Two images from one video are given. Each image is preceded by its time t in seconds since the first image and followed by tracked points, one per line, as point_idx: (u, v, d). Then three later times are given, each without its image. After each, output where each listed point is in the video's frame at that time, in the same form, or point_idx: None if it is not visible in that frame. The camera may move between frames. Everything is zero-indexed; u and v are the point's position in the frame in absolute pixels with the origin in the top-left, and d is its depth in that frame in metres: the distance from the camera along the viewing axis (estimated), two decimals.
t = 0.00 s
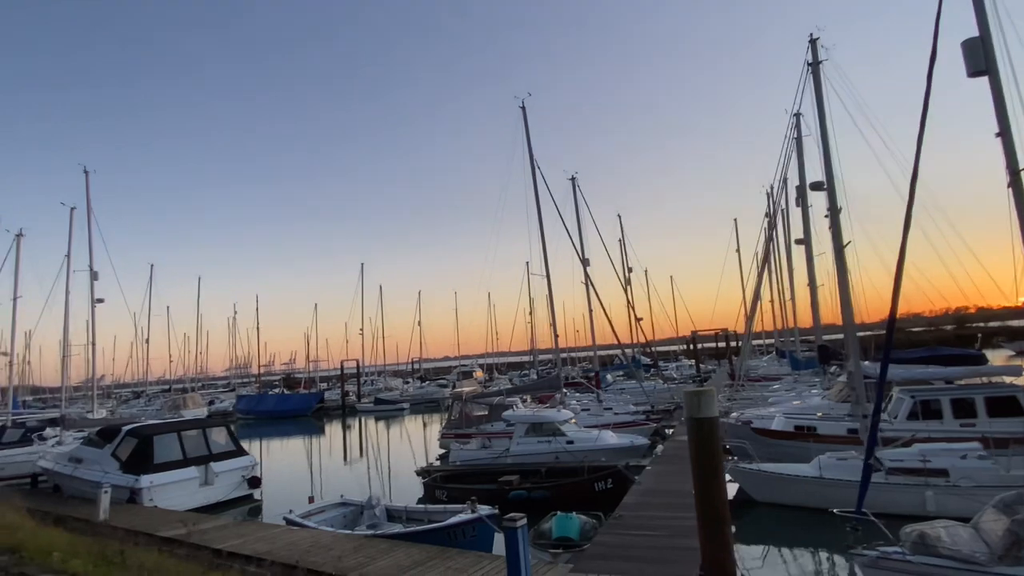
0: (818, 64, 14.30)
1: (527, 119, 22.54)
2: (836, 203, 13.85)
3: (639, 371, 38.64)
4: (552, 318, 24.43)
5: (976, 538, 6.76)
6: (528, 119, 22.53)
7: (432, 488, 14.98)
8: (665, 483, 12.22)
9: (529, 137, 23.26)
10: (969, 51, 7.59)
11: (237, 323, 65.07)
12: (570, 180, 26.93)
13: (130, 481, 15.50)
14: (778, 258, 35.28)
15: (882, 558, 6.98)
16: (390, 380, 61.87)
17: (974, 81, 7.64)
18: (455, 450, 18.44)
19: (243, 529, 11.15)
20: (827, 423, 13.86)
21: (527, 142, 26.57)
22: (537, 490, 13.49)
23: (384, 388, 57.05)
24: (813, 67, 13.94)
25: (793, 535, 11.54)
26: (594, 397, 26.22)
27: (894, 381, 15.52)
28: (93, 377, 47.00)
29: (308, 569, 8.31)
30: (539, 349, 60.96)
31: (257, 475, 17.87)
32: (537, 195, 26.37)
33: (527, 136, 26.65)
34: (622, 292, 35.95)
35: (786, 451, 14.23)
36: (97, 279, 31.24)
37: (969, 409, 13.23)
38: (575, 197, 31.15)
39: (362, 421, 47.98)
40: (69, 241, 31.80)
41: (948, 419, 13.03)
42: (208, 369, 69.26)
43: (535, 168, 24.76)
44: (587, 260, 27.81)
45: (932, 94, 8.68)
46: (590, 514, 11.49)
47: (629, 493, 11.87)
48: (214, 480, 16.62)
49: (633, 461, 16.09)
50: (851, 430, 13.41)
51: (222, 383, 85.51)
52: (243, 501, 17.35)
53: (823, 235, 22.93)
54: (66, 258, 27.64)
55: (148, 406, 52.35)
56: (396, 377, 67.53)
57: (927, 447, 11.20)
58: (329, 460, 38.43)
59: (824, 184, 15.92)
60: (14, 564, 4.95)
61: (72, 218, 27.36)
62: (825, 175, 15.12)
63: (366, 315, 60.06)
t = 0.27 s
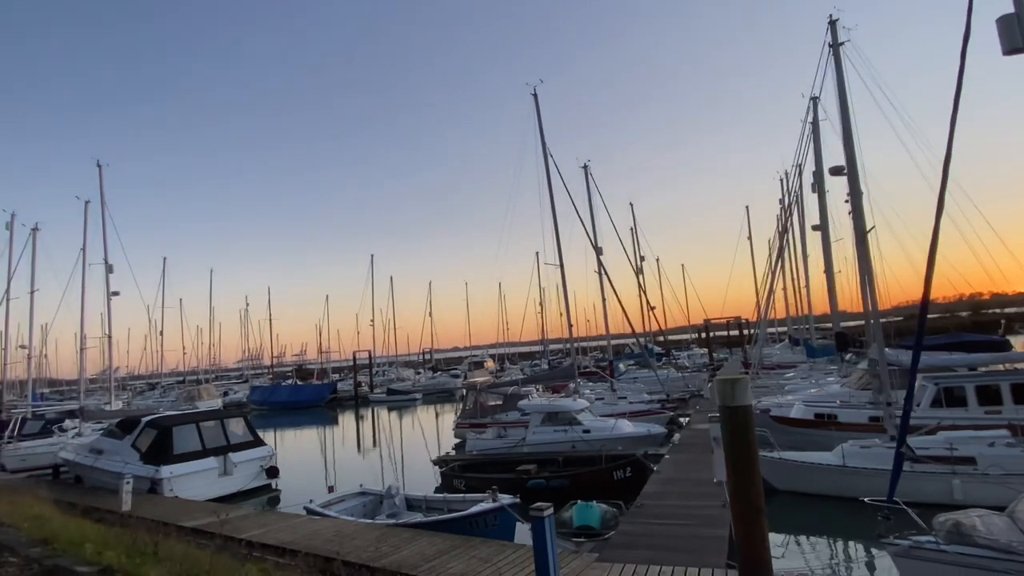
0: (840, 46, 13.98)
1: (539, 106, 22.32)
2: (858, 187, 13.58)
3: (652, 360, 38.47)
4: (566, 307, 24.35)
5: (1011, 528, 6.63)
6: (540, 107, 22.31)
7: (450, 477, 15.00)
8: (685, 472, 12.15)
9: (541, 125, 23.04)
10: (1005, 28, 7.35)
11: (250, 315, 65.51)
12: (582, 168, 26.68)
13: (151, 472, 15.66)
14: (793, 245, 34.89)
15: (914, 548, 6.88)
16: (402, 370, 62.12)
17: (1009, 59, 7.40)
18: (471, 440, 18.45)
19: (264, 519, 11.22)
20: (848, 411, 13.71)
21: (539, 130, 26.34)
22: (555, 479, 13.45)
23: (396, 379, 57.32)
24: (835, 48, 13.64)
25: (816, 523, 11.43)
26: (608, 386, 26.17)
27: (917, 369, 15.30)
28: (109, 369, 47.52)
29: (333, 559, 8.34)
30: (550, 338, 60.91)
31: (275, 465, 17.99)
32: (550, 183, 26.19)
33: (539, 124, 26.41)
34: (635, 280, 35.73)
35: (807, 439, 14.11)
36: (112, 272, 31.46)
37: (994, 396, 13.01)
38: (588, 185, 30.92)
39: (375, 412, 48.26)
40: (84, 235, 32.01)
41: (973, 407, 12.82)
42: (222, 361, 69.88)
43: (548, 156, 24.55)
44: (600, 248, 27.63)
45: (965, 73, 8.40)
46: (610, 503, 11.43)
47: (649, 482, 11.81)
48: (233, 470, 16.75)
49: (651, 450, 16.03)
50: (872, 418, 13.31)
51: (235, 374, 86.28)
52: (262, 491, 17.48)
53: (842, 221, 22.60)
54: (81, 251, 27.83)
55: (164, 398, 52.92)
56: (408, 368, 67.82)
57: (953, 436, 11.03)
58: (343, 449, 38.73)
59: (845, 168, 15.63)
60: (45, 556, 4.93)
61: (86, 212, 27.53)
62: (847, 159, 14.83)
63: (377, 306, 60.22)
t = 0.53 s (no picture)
0: (868, 28, 13.63)
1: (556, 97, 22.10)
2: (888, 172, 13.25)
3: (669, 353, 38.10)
4: (584, 299, 24.17)
5: None
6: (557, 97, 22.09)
7: (471, 470, 14.93)
8: (711, 465, 11.98)
9: (558, 116, 22.81)
10: None
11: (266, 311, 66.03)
12: (599, 159, 26.39)
13: (174, 465, 15.76)
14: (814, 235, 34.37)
15: (959, 541, 6.70)
16: (417, 365, 62.31)
17: None
18: (490, 433, 18.40)
19: (288, 512, 11.21)
20: (877, 402, 13.43)
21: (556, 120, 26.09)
22: (578, 472, 13.34)
23: (412, 373, 57.52)
24: (863, 30, 13.31)
25: (847, 516, 11.21)
26: (627, 379, 25.98)
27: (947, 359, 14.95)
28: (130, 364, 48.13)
29: (360, 551, 8.29)
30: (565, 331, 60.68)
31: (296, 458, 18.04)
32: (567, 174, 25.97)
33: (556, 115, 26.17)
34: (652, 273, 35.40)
35: (834, 431, 13.86)
36: (131, 268, 31.76)
37: None
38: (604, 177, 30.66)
39: (391, 406, 48.47)
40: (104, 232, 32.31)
41: (1008, 397, 12.48)
42: (239, 356, 70.57)
43: (565, 147, 24.31)
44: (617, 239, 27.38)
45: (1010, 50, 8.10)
46: (635, 496, 11.28)
47: (675, 474, 11.65)
48: (255, 464, 16.82)
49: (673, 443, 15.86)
50: (902, 409, 13.07)
51: (252, 369, 87.13)
52: (283, 485, 17.56)
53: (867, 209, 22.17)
54: (102, 247, 28.11)
55: (183, 393, 53.53)
56: (423, 362, 67.97)
57: (989, 426, 10.74)
58: (361, 443, 38.93)
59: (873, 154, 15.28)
60: (79, 548, 4.89)
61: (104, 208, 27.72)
62: (875, 144, 14.48)
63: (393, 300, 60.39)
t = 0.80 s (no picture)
0: (899, 13, 13.25)
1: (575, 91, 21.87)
2: (920, 161, 12.86)
3: (688, 349, 37.73)
4: (603, 295, 23.95)
5: None
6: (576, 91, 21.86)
7: (492, 468, 14.81)
8: (739, 463, 11.75)
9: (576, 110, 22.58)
10: None
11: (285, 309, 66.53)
12: (617, 153, 26.11)
13: (197, 462, 15.86)
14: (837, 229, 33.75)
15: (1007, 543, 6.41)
16: (434, 362, 62.43)
17: None
18: (510, 430, 18.28)
19: (311, 509, 11.18)
20: (908, 399, 13.10)
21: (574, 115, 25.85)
22: (601, 469, 13.14)
23: (429, 370, 57.63)
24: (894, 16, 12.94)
25: (881, 516, 10.94)
26: (647, 375, 25.72)
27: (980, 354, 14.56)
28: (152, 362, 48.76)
29: (385, 550, 8.20)
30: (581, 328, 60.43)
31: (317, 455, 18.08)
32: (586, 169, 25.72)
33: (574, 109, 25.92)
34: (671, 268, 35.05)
35: (864, 428, 13.54)
36: (153, 267, 32.08)
37: None
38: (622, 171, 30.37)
39: (408, 402, 48.60)
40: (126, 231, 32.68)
41: None
42: (258, 354, 71.26)
43: (583, 142, 24.08)
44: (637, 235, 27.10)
45: None
46: (661, 494, 11.08)
47: (703, 473, 11.45)
48: (277, 461, 16.88)
49: (697, 440, 15.62)
50: (934, 406, 12.71)
51: (271, 367, 88.02)
52: (305, 481, 17.61)
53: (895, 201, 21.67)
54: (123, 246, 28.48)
55: (204, 390, 54.17)
56: (439, 359, 68.12)
57: None
58: (379, 440, 39.08)
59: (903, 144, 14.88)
60: (108, 548, 4.82)
61: (125, 207, 28.03)
62: (906, 133, 14.10)
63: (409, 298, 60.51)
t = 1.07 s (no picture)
0: None
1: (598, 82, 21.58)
2: (964, 148, 12.36)
3: (714, 344, 37.22)
4: (628, 290, 23.66)
5: None
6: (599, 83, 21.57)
7: (519, 464, 14.64)
8: (774, 461, 11.47)
9: (600, 102, 22.28)
10: None
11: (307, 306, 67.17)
12: (641, 146, 25.73)
13: (226, 456, 15.97)
14: (868, 221, 32.95)
15: None
16: (454, 358, 62.59)
17: None
18: (535, 425, 18.11)
19: (339, 504, 11.10)
20: (950, 394, 12.64)
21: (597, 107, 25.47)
22: (630, 466, 12.91)
23: (450, 366, 57.77)
24: None
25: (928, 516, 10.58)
26: (672, 371, 25.38)
27: None
28: (179, 358, 49.59)
29: (417, 547, 8.08)
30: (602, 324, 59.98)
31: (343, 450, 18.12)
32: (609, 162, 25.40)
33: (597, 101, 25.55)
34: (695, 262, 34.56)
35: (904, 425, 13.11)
36: (179, 264, 32.52)
37: None
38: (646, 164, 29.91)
39: (430, 398, 48.75)
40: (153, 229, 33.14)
41: None
42: (282, 350, 72.15)
43: (607, 134, 23.75)
44: (660, 228, 26.72)
45: None
46: (694, 492, 10.83)
47: (736, 470, 11.19)
48: (304, 455, 16.92)
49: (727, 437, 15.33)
50: (978, 402, 12.30)
51: (294, 363, 89.13)
52: (331, 476, 17.66)
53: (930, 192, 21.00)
54: (151, 243, 28.88)
55: (229, 385, 54.95)
56: (460, 355, 68.21)
57: None
58: (401, 436, 39.23)
59: (944, 130, 14.33)
60: (146, 543, 4.75)
61: (153, 206, 28.44)
62: (947, 119, 13.59)
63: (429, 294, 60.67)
